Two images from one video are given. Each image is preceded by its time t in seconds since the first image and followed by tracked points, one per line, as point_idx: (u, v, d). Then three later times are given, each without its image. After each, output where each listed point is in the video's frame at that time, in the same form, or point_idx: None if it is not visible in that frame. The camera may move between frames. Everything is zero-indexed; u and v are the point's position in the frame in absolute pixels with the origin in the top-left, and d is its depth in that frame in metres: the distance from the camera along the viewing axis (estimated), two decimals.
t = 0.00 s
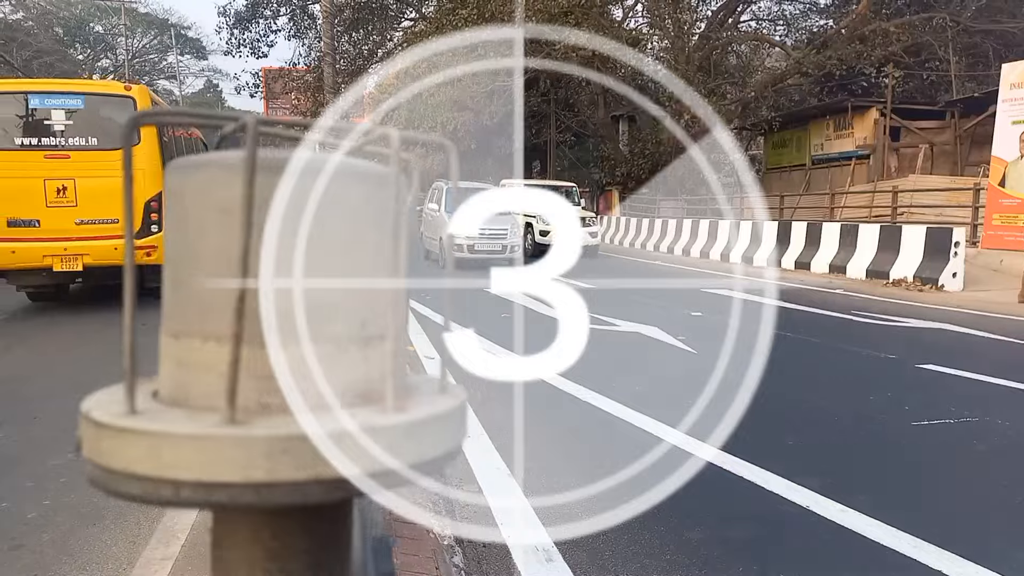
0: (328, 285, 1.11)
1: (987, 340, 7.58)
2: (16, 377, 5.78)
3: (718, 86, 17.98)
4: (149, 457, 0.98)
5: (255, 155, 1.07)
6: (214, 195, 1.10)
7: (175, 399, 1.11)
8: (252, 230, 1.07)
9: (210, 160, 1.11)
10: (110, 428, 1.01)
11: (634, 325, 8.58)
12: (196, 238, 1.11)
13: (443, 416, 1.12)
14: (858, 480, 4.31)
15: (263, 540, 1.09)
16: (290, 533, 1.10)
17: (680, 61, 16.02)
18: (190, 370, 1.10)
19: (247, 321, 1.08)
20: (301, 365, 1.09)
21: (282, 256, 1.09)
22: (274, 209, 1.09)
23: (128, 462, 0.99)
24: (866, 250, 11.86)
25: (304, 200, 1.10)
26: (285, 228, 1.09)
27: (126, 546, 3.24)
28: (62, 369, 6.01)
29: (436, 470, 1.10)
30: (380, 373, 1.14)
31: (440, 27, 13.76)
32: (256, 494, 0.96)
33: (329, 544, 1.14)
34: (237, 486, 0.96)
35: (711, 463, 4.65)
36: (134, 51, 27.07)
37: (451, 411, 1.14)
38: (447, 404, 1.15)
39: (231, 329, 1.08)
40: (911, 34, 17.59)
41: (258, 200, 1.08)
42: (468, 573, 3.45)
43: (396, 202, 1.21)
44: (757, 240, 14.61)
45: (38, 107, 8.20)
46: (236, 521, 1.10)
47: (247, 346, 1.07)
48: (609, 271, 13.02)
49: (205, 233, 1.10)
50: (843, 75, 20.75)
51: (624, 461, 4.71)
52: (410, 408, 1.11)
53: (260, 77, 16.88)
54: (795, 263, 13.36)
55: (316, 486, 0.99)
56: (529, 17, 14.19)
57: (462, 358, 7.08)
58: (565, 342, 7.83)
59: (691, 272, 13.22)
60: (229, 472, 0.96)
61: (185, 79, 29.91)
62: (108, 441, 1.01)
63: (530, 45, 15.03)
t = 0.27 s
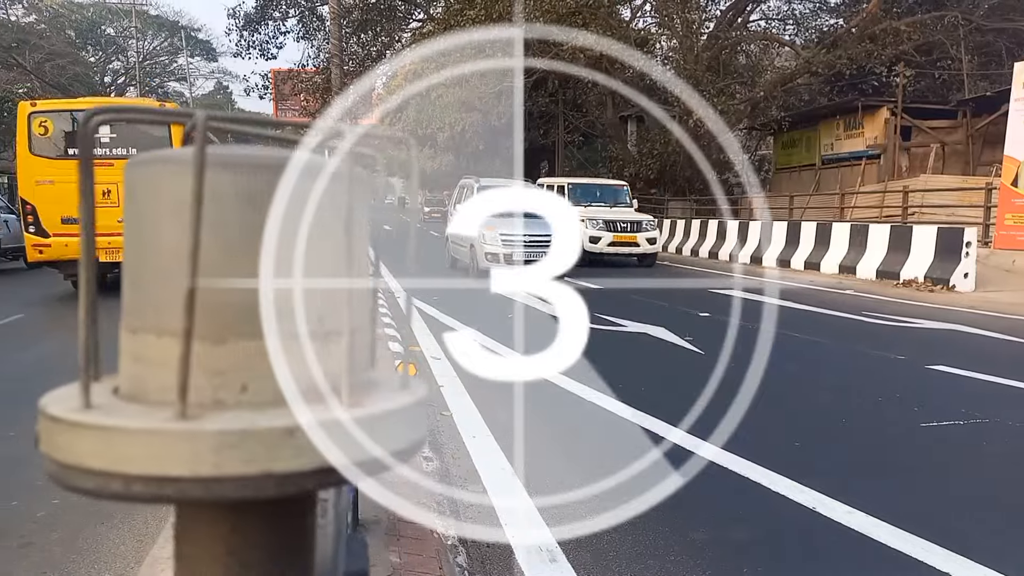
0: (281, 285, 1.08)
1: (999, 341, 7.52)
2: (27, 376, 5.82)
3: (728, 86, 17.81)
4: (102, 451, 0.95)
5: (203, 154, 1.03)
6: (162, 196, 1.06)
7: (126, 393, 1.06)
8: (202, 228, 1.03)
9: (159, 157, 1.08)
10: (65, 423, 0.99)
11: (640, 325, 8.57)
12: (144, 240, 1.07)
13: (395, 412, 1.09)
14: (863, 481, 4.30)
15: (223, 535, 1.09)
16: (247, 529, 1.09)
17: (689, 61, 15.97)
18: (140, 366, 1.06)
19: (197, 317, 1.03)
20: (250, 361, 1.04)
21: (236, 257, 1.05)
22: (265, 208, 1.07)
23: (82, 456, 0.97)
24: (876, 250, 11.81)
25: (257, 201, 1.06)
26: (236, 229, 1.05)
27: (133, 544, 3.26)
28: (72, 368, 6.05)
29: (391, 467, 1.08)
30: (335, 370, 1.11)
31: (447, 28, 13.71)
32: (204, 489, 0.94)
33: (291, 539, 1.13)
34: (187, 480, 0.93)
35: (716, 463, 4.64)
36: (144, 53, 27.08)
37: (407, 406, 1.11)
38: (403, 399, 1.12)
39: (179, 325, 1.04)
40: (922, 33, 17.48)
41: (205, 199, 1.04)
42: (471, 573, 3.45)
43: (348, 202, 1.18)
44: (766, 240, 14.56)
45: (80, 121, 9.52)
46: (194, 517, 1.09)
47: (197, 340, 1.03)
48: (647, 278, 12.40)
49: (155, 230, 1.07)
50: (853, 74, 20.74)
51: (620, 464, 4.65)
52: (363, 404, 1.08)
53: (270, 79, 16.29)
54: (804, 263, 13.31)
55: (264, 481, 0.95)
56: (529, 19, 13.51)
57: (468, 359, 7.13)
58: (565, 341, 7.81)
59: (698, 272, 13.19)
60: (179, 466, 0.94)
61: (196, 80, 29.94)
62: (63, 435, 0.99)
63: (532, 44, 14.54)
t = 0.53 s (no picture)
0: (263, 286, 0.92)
1: (1016, 340, 7.43)
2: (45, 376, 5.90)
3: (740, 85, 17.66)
4: (71, 453, 0.81)
5: (166, 159, 0.88)
6: (125, 200, 0.91)
7: (100, 396, 0.91)
8: (166, 233, 0.88)
9: (120, 163, 0.93)
10: (37, 424, 0.85)
11: (653, 326, 8.55)
12: (107, 243, 0.92)
13: (370, 411, 0.96)
14: (878, 484, 4.25)
15: (196, 536, 0.90)
16: (217, 530, 0.91)
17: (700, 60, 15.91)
18: (108, 373, 0.91)
19: (164, 319, 0.89)
20: (219, 363, 0.89)
21: (205, 263, 0.89)
22: (263, 208, 0.94)
23: (50, 458, 0.83)
24: (891, 249, 11.72)
25: (228, 200, 0.90)
26: (206, 233, 0.90)
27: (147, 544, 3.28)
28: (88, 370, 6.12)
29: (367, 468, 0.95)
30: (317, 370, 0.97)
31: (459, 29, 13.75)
32: (173, 490, 0.80)
33: (266, 539, 0.94)
34: (154, 482, 0.80)
35: (729, 465, 4.59)
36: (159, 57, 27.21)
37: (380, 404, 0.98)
38: (379, 397, 0.99)
39: (145, 328, 0.89)
40: (937, 30, 17.33)
41: (170, 204, 0.88)
42: (479, 574, 3.46)
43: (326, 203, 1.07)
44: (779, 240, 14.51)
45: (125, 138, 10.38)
46: (160, 516, 0.91)
47: (164, 341, 0.88)
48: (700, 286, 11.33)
49: (120, 231, 0.91)
50: (867, 72, 20.62)
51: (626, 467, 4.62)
52: (332, 406, 0.93)
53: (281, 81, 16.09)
54: (818, 263, 13.24)
55: (230, 483, 0.81)
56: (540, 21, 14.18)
57: (477, 356, 7.32)
58: (564, 341, 7.85)
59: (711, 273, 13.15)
60: (149, 467, 0.80)
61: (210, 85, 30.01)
62: (34, 439, 0.85)
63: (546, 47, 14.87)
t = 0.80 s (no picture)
0: (254, 287, 0.89)
1: None
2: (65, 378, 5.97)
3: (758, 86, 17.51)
4: (38, 453, 0.79)
5: (135, 159, 0.84)
6: (96, 202, 0.87)
7: (74, 397, 0.87)
8: (135, 235, 0.84)
9: (93, 165, 0.89)
10: (7, 425, 0.82)
11: (668, 330, 8.54)
12: (79, 245, 0.88)
13: (342, 415, 0.91)
14: (895, 489, 4.21)
15: (168, 535, 0.88)
16: (189, 525, 0.88)
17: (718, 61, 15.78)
18: (78, 374, 0.87)
19: (132, 321, 0.84)
20: (189, 364, 0.84)
21: (173, 265, 0.84)
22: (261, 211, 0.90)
23: (18, 456, 0.80)
24: (910, 251, 11.60)
25: (199, 201, 0.85)
26: (178, 236, 0.85)
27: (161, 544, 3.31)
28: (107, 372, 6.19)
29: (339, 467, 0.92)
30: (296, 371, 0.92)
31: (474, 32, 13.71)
32: (136, 490, 0.77)
33: (239, 530, 0.91)
34: (118, 480, 0.77)
35: (743, 469, 4.56)
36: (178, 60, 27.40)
37: (349, 410, 0.93)
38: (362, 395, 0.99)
39: (114, 328, 0.85)
40: (958, 29, 17.09)
41: (140, 207, 0.84)
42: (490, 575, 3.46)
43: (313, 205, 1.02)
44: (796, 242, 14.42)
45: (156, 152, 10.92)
46: (131, 511, 0.88)
47: (132, 342, 0.84)
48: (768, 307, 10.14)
49: (91, 236, 0.88)
50: (886, 73, 20.40)
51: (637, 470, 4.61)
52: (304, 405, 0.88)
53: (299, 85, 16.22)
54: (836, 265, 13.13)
55: (195, 482, 0.78)
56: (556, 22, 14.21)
57: (491, 360, 7.47)
58: (565, 346, 7.92)
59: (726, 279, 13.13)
60: (111, 466, 0.77)
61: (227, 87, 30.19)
62: (4, 438, 0.81)
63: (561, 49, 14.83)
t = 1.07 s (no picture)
0: (254, 287, 0.92)
1: None
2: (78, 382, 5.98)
3: (770, 89, 17.42)
4: (19, 451, 0.80)
5: (114, 166, 0.85)
6: (78, 209, 0.89)
7: (60, 398, 0.88)
8: (114, 239, 0.85)
9: (75, 174, 0.91)
10: None
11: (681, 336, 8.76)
12: (64, 247, 0.90)
13: (321, 416, 0.92)
14: (905, 495, 4.18)
15: (153, 535, 0.89)
16: (173, 526, 0.89)
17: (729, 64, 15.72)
18: (63, 377, 0.88)
19: (113, 325, 0.86)
20: (170, 365, 0.85)
21: (153, 271, 0.85)
22: (260, 220, 0.93)
23: None
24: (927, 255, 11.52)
25: (182, 206, 0.86)
26: (160, 242, 0.86)
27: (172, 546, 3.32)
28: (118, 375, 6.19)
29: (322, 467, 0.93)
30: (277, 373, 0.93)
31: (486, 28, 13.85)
32: (118, 488, 0.78)
33: (222, 530, 0.92)
34: (99, 480, 0.78)
35: (752, 475, 4.55)
36: (193, 65, 27.62)
37: (328, 410, 0.94)
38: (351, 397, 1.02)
39: (95, 332, 0.87)
40: (973, 32, 16.91)
41: (120, 212, 0.86)
42: None
43: (295, 212, 1.04)
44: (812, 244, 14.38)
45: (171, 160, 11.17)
46: (118, 510, 0.89)
47: (112, 344, 0.86)
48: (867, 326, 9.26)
49: (73, 242, 0.89)
50: (900, 75, 20.29)
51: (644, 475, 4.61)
52: (283, 405, 0.89)
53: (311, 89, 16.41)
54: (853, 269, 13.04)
55: (173, 482, 0.79)
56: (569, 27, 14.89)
57: (501, 367, 7.51)
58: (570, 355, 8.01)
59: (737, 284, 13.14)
60: (93, 465, 0.78)
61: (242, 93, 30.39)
62: None
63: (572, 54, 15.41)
